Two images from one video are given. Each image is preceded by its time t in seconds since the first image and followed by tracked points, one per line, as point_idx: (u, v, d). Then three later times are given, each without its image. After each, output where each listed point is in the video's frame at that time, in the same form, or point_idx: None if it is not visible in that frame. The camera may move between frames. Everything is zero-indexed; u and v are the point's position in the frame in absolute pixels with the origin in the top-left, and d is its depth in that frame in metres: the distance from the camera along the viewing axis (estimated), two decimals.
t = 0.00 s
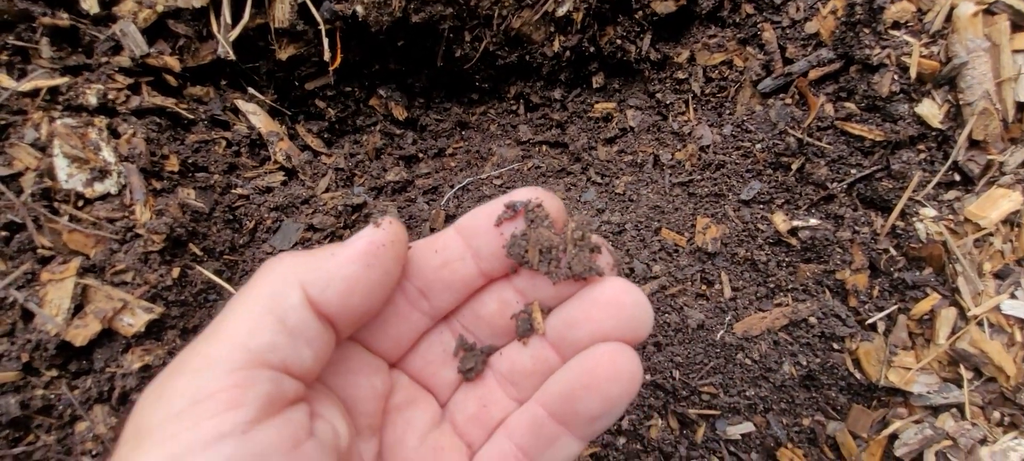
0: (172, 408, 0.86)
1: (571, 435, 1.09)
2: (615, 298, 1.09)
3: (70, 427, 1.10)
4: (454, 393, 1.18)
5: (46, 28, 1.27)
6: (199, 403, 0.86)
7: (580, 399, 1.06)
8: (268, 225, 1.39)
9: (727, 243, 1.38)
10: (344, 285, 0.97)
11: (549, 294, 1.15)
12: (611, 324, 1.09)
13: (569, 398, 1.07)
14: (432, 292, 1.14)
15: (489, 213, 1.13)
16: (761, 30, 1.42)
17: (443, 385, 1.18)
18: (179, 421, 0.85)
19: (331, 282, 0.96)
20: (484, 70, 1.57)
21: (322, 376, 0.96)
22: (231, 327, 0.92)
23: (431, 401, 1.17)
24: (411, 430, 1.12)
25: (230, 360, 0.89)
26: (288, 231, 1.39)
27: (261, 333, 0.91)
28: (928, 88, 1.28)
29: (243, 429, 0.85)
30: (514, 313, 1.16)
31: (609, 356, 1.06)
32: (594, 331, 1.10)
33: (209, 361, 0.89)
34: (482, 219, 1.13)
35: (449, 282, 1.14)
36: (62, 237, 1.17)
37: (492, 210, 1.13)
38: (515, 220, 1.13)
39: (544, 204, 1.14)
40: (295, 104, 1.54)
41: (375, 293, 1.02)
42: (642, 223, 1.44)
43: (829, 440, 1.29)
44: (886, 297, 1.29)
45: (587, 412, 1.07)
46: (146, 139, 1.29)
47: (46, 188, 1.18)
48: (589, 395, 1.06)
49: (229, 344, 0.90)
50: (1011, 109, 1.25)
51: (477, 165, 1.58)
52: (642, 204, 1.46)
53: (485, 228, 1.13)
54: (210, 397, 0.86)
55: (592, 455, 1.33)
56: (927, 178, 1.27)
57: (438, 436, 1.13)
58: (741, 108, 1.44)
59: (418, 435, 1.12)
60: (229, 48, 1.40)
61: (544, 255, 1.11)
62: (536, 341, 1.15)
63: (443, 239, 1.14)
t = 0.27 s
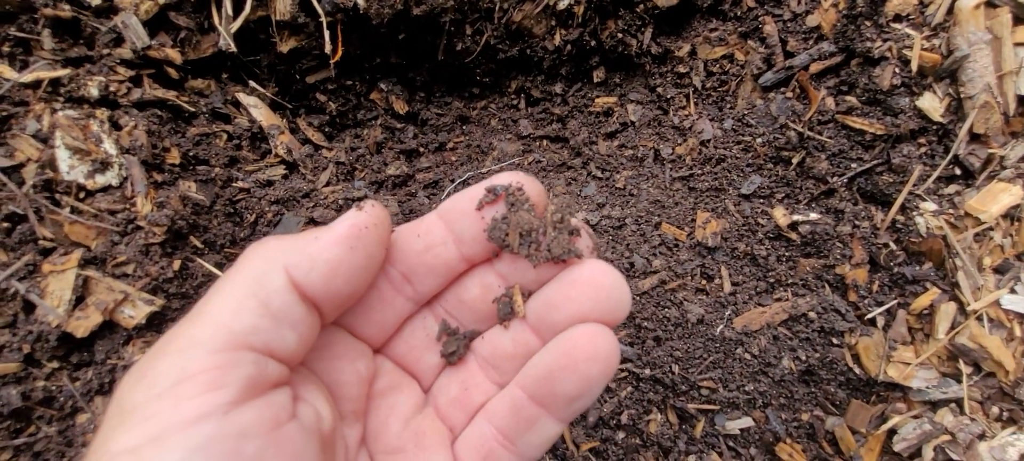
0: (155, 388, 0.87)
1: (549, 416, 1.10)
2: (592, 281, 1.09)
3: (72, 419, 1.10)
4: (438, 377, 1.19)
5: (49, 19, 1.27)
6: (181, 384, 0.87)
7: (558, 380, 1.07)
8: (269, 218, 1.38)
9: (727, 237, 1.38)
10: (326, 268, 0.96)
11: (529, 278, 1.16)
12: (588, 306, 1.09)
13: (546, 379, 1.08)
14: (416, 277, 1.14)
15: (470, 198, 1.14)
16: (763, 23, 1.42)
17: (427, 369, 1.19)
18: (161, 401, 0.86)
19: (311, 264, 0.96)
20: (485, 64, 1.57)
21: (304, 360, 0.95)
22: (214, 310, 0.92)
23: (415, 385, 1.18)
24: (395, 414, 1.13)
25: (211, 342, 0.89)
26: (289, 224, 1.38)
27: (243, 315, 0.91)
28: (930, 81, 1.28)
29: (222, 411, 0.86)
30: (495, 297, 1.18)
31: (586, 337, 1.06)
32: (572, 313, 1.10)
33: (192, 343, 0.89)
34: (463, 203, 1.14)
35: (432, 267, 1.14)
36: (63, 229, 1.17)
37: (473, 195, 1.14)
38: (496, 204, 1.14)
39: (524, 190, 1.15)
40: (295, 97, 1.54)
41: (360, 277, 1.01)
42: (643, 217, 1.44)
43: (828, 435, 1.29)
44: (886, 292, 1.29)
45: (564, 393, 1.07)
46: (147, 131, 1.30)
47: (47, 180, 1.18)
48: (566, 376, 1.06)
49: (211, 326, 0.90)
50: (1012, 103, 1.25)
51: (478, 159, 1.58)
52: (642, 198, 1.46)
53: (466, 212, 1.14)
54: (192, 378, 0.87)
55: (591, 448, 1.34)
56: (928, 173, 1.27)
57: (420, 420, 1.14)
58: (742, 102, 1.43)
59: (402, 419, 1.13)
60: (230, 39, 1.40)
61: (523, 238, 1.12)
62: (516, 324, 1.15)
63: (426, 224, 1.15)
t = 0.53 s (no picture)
0: (137, 391, 0.87)
1: (531, 419, 1.09)
2: (574, 285, 1.10)
3: (66, 416, 1.10)
4: (423, 378, 1.19)
5: (44, 16, 1.27)
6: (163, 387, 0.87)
7: (539, 383, 1.07)
8: (265, 216, 1.38)
9: (722, 237, 1.38)
10: (309, 272, 0.97)
11: (513, 282, 1.16)
12: (569, 310, 1.10)
13: (528, 381, 1.08)
14: (401, 279, 1.14)
15: (455, 202, 1.14)
16: (759, 22, 1.42)
17: (412, 370, 1.19)
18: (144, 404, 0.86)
19: (296, 268, 0.96)
20: (481, 63, 1.57)
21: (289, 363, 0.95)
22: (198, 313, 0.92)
23: (401, 386, 1.18)
24: (380, 415, 1.13)
25: (194, 345, 0.89)
26: (285, 222, 1.39)
27: (226, 319, 0.91)
28: (925, 81, 1.28)
29: (204, 414, 0.86)
30: (480, 300, 1.18)
31: (568, 340, 1.07)
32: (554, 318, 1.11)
33: (174, 346, 0.89)
34: (448, 207, 1.14)
35: (418, 270, 1.14)
36: (58, 226, 1.17)
37: (458, 199, 1.14)
38: (482, 209, 1.14)
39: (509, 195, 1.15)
40: (292, 95, 1.54)
41: (345, 279, 1.01)
42: (638, 217, 1.44)
43: (822, 436, 1.29)
44: (881, 292, 1.29)
45: (546, 395, 1.07)
46: (143, 129, 1.30)
47: (42, 177, 1.18)
48: (548, 379, 1.06)
49: (194, 329, 0.90)
50: (1007, 103, 1.25)
51: (474, 158, 1.58)
52: (638, 198, 1.46)
53: (452, 216, 1.14)
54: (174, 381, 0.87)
55: (585, 447, 1.34)
56: (923, 173, 1.27)
57: (404, 422, 1.14)
58: (738, 102, 1.43)
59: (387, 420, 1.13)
60: (226, 37, 1.40)
61: (507, 243, 1.13)
62: (500, 327, 1.16)
63: (411, 228, 1.15)
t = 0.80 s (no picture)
0: (164, 381, 0.87)
1: (536, 410, 1.11)
2: (577, 282, 1.11)
3: (70, 404, 1.11)
4: (431, 368, 1.19)
5: (49, 8, 1.28)
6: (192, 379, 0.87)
7: (543, 376, 1.08)
8: (267, 208, 1.39)
9: (724, 230, 1.38)
10: (336, 265, 0.94)
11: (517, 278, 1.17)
12: (572, 307, 1.11)
13: (533, 374, 1.09)
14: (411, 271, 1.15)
15: (461, 199, 1.15)
16: (761, 16, 1.42)
17: (421, 359, 1.19)
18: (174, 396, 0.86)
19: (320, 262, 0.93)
20: (483, 57, 1.57)
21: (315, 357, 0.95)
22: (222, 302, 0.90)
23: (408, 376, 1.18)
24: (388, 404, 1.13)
25: (224, 339, 0.88)
26: (288, 214, 1.39)
27: (254, 312, 0.90)
28: (927, 75, 1.28)
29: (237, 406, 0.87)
30: (484, 294, 1.19)
31: (571, 336, 1.08)
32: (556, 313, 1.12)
33: (201, 337, 0.89)
34: (455, 203, 1.15)
35: (426, 263, 1.16)
36: (62, 215, 1.18)
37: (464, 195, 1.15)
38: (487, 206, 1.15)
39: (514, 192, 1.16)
40: (294, 88, 1.54)
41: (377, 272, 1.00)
42: (640, 210, 1.45)
43: (822, 428, 1.30)
44: (881, 286, 1.29)
45: (551, 388, 1.09)
46: (146, 120, 1.30)
47: (46, 167, 1.19)
48: (551, 372, 1.08)
49: (219, 320, 0.89)
50: (1009, 97, 1.25)
51: (476, 151, 1.59)
52: (640, 191, 1.47)
53: (458, 213, 1.15)
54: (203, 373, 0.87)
55: (586, 439, 1.35)
56: (924, 166, 1.27)
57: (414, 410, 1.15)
58: (740, 95, 1.44)
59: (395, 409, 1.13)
60: (230, 29, 1.40)
61: (511, 240, 1.14)
62: (503, 322, 1.16)
63: (421, 222, 1.16)
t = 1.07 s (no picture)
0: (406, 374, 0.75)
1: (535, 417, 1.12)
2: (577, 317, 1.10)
3: (66, 403, 1.10)
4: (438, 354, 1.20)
5: (45, 4, 1.28)
6: (245, 424, 0.75)
7: (542, 400, 1.06)
8: (265, 206, 1.38)
9: (724, 229, 1.38)
10: (533, 276, 0.79)
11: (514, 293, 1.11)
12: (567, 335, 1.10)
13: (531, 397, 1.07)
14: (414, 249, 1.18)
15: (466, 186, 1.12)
16: (761, 14, 1.41)
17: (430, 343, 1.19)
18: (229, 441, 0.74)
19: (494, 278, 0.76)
20: (483, 54, 1.57)
21: (370, 413, 0.74)
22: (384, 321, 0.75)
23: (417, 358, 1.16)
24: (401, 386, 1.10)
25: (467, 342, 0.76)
26: (286, 212, 1.39)
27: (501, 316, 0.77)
28: (929, 73, 1.27)
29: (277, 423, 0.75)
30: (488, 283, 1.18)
31: (568, 368, 1.06)
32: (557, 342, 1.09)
33: (371, 366, 0.73)
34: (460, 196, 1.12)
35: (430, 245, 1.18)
36: (59, 212, 1.17)
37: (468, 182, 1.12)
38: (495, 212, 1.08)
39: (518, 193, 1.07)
40: (293, 86, 1.54)
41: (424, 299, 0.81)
42: (640, 209, 1.44)
43: (822, 428, 1.29)
44: (881, 285, 1.29)
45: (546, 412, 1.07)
46: (144, 117, 1.30)
47: (42, 164, 1.18)
48: (550, 400, 1.05)
49: (385, 351, 0.73)
50: (1011, 95, 1.24)
51: (475, 149, 1.58)
52: (640, 190, 1.46)
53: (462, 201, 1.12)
54: (259, 423, 0.74)
55: (585, 439, 1.34)
56: (925, 165, 1.27)
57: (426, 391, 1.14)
58: (740, 94, 1.43)
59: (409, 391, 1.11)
60: (228, 26, 1.40)
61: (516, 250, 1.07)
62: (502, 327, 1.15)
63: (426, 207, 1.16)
